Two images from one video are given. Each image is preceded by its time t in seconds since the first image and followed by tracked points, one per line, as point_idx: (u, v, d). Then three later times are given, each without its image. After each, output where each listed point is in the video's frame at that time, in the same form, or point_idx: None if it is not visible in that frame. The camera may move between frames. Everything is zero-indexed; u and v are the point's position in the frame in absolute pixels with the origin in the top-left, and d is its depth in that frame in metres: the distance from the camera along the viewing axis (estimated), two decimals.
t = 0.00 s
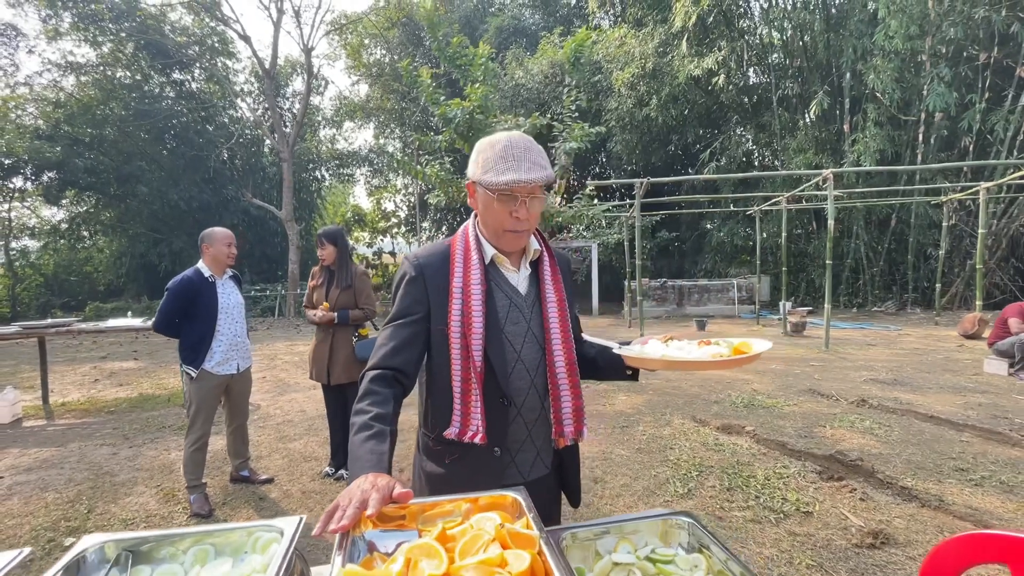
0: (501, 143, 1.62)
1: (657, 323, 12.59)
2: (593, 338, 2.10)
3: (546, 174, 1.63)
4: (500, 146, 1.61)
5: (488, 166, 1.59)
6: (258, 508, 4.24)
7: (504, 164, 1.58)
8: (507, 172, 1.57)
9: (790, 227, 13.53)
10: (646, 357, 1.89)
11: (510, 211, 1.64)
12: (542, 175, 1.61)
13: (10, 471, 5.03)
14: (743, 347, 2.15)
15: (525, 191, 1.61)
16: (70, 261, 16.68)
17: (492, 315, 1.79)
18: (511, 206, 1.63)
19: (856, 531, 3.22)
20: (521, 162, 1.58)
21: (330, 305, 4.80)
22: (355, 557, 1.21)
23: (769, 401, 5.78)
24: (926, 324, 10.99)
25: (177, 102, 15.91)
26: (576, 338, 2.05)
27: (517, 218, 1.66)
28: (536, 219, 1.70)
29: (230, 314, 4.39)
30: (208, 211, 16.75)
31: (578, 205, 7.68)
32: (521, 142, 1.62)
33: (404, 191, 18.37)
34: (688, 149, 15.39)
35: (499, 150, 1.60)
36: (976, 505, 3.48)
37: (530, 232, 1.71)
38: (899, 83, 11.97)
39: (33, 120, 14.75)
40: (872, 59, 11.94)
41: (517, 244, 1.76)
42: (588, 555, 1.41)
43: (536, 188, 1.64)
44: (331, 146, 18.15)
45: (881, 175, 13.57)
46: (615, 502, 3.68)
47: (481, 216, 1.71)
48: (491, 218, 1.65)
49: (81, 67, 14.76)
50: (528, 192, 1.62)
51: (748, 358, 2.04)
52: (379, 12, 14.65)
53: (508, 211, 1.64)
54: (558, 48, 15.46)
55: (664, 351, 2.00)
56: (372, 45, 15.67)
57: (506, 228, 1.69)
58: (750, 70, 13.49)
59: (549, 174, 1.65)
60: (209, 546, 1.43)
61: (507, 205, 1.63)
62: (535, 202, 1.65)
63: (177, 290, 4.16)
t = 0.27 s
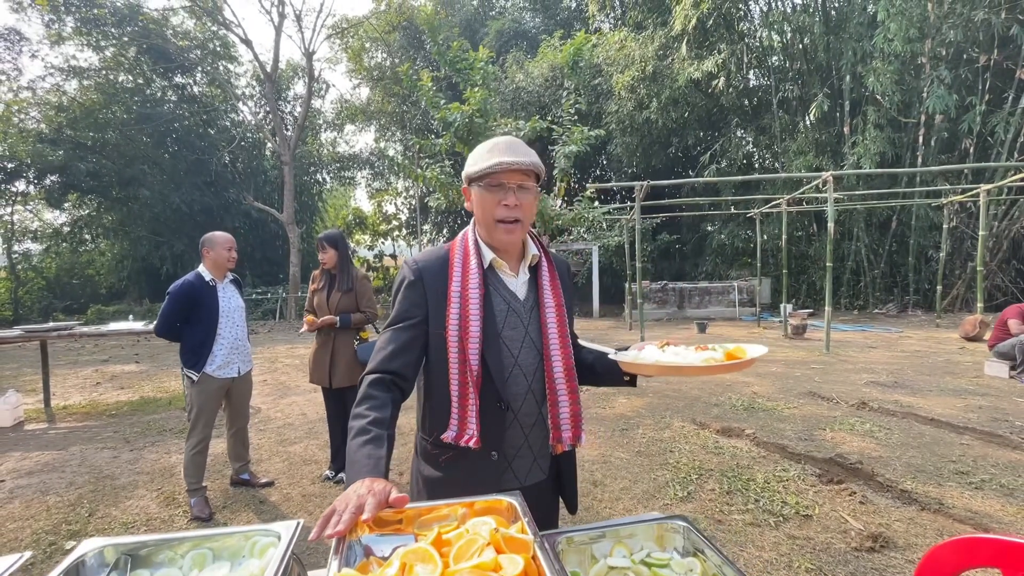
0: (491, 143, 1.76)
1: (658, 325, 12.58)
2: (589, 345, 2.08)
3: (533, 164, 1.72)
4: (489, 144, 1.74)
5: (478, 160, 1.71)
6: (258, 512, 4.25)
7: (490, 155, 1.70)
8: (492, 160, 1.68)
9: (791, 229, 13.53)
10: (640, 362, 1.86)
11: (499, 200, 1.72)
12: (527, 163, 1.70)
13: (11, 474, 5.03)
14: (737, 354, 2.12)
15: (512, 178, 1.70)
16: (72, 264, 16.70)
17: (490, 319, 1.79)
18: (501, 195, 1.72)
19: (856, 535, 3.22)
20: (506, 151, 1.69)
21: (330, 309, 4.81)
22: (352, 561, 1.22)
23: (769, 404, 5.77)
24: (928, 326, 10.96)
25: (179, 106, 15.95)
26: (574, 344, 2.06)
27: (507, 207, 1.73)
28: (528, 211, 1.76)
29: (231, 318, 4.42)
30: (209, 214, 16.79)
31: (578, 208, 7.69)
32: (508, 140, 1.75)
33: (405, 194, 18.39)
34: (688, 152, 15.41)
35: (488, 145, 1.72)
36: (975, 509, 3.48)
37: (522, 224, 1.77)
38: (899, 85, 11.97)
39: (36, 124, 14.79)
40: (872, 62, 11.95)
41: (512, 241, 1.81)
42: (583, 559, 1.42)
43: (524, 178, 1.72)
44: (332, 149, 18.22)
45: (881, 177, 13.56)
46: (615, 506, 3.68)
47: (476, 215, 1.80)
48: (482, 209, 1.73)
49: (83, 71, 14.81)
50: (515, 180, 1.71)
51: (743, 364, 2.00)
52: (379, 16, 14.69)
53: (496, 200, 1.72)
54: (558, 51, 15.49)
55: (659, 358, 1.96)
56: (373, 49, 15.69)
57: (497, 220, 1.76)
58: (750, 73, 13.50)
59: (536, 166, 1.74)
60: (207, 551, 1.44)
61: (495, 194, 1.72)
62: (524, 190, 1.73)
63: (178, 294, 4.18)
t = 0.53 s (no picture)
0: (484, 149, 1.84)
1: (658, 327, 12.58)
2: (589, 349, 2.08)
3: (522, 157, 1.78)
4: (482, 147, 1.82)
5: (470, 158, 1.79)
6: (258, 515, 4.24)
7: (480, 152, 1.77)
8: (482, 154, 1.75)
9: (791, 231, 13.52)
10: (640, 366, 1.86)
11: (491, 192, 1.75)
12: (516, 155, 1.76)
13: (11, 478, 5.03)
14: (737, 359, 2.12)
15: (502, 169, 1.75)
16: (73, 267, 16.71)
17: (489, 321, 1.79)
18: (493, 187, 1.76)
19: (857, 538, 3.21)
20: (494, 146, 1.76)
21: (330, 311, 4.82)
22: (350, 564, 1.21)
23: (770, 406, 5.76)
24: (929, 328, 10.94)
25: (179, 109, 15.98)
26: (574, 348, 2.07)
27: (501, 199, 1.76)
28: (523, 203, 1.78)
29: (231, 320, 4.42)
30: (210, 217, 16.82)
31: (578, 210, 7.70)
32: (499, 143, 1.83)
33: (405, 196, 18.41)
34: (688, 154, 15.41)
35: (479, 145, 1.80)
36: (977, 512, 3.46)
37: (517, 216, 1.78)
38: (899, 87, 11.98)
39: (38, 128, 14.82)
40: (872, 64, 11.95)
41: (510, 238, 1.82)
42: (583, 563, 1.41)
43: (515, 170, 1.78)
44: (333, 152, 18.30)
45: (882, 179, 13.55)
46: (615, 508, 3.67)
47: (473, 216, 1.84)
48: (477, 203, 1.76)
49: (85, 75, 14.85)
50: (506, 171, 1.76)
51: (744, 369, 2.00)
52: (380, 20, 14.71)
53: (489, 192, 1.75)
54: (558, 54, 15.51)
55: (659, 362, 1.96)
56: (373, 52, 15.71)
57: (493, 214, 1.77)
58: (749, 75, 13.52)
59: (526, 162, 1.80)
60: (205, 554, 1.43)
61: (488, 186, 1.75)
62: (516, 181, 1.76)
63: (178, 297, 4.17)
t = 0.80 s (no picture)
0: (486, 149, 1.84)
1: (658, 329, 12.57)
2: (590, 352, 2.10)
3: (522, 158, 1.78)
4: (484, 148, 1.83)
5: (471, 161, 1.79)
6: (258, 518, 4.24)
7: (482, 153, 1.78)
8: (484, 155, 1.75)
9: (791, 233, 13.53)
10: (639, 370, 1.87)
11: (492, 194, 1.76)
12: (517, 156, 1.76)
13: (10, 481, 5.02)
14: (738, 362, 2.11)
15: (504, 170, 1.75)
16: (73, 270, 16.70)
17: (490, 324, 1.79)
18: (493, 189, 1.76)
19: (860, 540, 3.20)
20: (495, 149, 1.76)
21: (330, 313, 4.82)
22: (350, 569, 1.21)
23: (771, 408, 5.75)
24: (929, 329, 10.94)
25: (180, 112, 16.00)
26: (575, 352, 2.06)
27: (502, 201, 1.76)
28: (524, 205, 1.78)
29: (231, 323, 4.42)
30: (210, 219, 16.83)
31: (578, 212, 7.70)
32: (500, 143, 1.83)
33: (406, 199, 18.41)
34: (688, 156, 15.40)
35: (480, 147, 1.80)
36: (979, 514, 3.45)
37: (518, 218, 1.78)
38: (898, 89, 12.00)
39: (38, 131, 14.83)
40: (871, 66, 11.96)
41: (511, 239, 1.82)
42: (585, 566, 1.40)
43: (516, 171, 1.78)
44: (333, 155, 18.30)
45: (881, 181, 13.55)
46: (616, 511, 3.66)
47: (474, 219, 1.84)
48: (478, 204, 1.76)
49: (86, 78, 14.86)
50: (507, 173, 1.76)
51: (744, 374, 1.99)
52: (380, 22, 14.71)
53: (490, 194, 1.76)
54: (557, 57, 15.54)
55: (658, 366, 1.96)
56: (373, 55, 15.71)
57: (493, 215, 1.77)
58: (749, 77, 13.53)
59: (528, 163, 1.80)
60: (204, 559, 1.43)
61: (489, 188, 1.76)
62: (517, 183, 1.76)
63: (178, 300, 4.17)
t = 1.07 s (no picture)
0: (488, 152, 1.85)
1: (658, 331, 12.58)
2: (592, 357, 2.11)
3: (525, 163, 1.79)
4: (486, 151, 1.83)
5: (473, 165, 1.79)
6: (257, 522, 4.24)
7: (484, 157, 1.79)
8: (485, 160, 1.76)
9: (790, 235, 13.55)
10: (640, 375, 1.87)
11: (494, 200, 1.77)
12: (519, 162, 1.77)
13: (9, 486, 5.01)
14: (740, 368, 2.11)
15: (506, 176, 1.76)
16: (72, 273, 16.69)
17: (491, 328, 1.80)
18: (495, 195, 1.77)
19: (861, 543, 3.20)
20: (497, 154, 1.76)
21: (329, 317, 4.83)
22: None
23: (771, 410, 5.76)
24: (929, 331, 10.94)
25: (180, 115, 16.00)
26: (577, 356, 2.06)
27: (503, 206, 1.77)
28: (525, 210, 1.80)
29: (230, 327, 4.42)
30: (209, 222, 16.81)
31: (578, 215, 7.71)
32: (502, 145, 1.84)
33: (405, 201, 18.40)
34: (687, 158, 15.42)
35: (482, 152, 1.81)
36: (980, 517, 3.46)
37: (520, 224, 1.79)
38: (897, 92, 12.02)
39: (38, 134, 14.84)
40: (870, 68, 11.99)
41: (512, 244, 1.84)
42: (587, 571, 1.41)
43: (518, 177, 1.78)
44: (332, 158, 18.30)
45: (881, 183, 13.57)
46: (617, 514, 3.66)
47: (476, 224, 1.86)
48: (480, 210, 1.78)
49: (85, 81, 14.87)
50: (508, 179, 1.77)
51: (746, 380, 1.99)
52: (379, 25, 14.72)
53: (492, 200, 1.77)
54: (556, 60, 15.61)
55: (658, 372, 1.97)
56: (373, 58, 15.73)
57: (495, 220, 1.78)
58: (748, 79, 13.56)
59: (531, 167, 1.80)
60: (205, 565, 1.43)
61: (491, 194, 1.77)
62: (519, 188, 1.77)
63: (178, 302, 4.19)
